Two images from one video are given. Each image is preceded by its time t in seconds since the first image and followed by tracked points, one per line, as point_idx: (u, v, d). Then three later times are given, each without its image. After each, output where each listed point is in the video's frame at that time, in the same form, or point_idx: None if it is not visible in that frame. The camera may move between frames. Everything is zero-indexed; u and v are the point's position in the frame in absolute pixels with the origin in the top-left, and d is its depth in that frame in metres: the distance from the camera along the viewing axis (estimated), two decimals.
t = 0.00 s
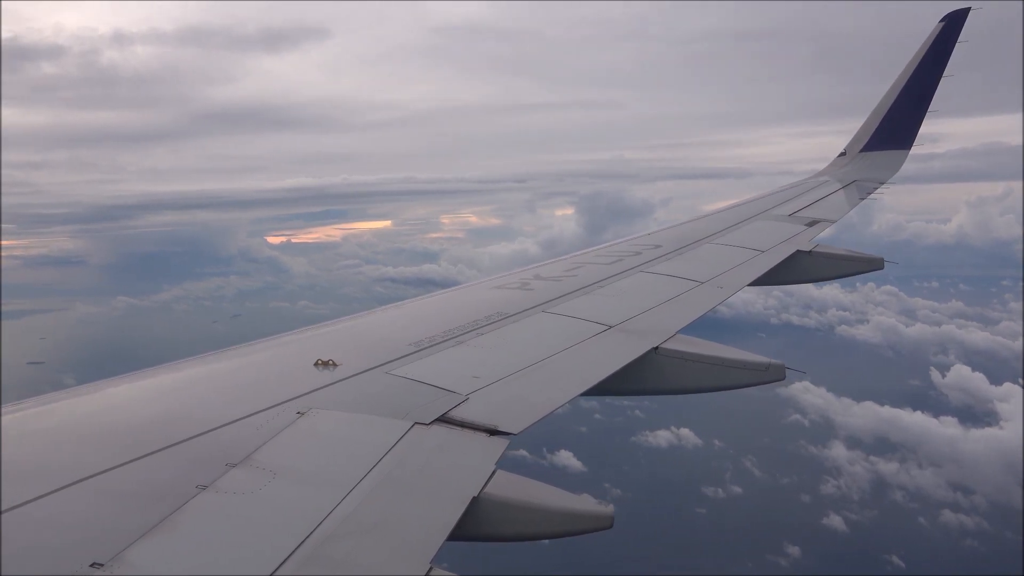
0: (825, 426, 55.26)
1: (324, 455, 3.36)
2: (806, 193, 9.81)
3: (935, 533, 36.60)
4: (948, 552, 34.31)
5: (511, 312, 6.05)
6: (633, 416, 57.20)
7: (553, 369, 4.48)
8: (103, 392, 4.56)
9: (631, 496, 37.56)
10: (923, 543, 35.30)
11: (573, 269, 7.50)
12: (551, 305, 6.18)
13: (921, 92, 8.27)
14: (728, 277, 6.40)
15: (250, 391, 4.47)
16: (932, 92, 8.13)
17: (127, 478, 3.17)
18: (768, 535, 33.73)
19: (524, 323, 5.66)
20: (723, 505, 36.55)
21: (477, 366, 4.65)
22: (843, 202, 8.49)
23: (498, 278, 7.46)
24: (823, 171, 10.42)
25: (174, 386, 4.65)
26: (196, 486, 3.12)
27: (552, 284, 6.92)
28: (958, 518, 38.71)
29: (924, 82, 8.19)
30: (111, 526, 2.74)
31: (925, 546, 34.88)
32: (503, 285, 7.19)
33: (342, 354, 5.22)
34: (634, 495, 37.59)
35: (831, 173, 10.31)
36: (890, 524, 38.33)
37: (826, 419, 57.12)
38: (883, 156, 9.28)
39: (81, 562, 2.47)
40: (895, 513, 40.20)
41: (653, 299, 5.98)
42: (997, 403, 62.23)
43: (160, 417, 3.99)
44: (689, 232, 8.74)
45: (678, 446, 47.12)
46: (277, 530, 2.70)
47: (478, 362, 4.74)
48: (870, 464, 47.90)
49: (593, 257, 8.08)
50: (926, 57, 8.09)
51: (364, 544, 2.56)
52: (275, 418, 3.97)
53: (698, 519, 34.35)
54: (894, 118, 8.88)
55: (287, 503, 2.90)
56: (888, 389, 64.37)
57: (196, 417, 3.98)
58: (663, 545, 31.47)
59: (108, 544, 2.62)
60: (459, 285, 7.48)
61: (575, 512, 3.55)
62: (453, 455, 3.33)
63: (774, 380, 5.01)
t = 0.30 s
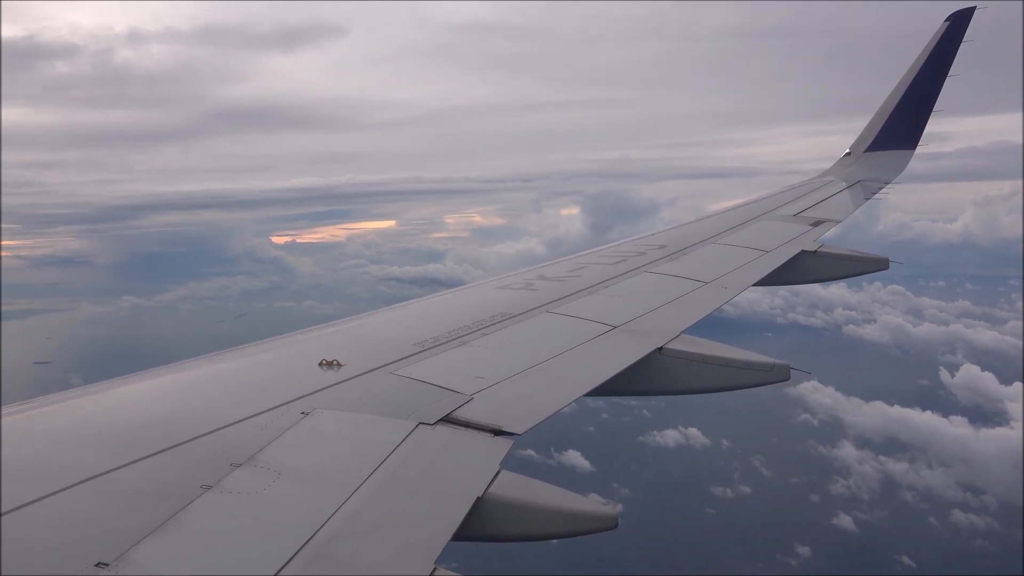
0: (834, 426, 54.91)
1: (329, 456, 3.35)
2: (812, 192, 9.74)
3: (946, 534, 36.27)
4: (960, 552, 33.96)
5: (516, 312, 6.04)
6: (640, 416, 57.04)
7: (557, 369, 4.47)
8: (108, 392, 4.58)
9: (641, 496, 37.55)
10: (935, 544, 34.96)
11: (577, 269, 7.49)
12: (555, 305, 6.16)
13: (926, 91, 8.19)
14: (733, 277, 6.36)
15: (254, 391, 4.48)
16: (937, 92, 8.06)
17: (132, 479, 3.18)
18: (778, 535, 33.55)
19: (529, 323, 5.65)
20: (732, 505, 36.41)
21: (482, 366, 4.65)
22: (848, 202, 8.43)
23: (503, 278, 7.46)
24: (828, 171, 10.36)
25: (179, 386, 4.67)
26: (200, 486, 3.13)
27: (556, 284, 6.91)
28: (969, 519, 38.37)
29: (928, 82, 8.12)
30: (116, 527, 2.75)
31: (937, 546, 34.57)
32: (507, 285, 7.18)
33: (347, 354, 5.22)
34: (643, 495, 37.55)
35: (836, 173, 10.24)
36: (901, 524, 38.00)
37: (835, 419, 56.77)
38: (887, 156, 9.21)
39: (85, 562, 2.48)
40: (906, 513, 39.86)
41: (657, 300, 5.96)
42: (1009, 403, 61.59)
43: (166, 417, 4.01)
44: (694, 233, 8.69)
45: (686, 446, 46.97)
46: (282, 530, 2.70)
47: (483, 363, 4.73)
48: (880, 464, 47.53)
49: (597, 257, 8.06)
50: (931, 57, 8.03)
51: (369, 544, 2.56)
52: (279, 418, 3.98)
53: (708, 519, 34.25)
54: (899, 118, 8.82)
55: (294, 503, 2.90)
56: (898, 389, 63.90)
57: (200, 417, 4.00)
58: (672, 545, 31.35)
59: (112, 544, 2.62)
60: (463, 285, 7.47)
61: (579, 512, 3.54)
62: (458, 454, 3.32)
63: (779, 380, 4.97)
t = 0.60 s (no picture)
0: (844, 427, 54.52)
1: (334, 456, 3.34)
2: (818, 192, 9.66)
3: (959, 535, 35.89)
4: (973, 554, 33.59)
5: (521, 312, 6.01)
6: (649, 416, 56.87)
7: (562, 370, 4.45)
8: (115, 391, 4.59)
9: (651, 496, 37.46)
10: (948, 545, 34.60)
11: (582, 270, 7.45)
12: (561, 305, 6.13)
13: (933, 90, 8.10)
14: (738, 278, 6.31)
15: (259, 390, 4.48)
16: (945, 92, 7.96)
17: (137, 478, 3.18)
18: (791, 536, 33.31)
19: (533, 323, 5.62)
20: (743, 505, 36.20)
21: (487, 366, 4.63)
22: (854, 202, 8.35)
23: (508, 278, 7.43)
24: (834, 171, 10.28)
25: (185, 385, 4.67)
26: (205, 485, 3.13)
27: (561, 284, 6.87)
28: (982, 521, 37.97)
29: (935, 82, 8.03)
30: (122, 525, 2.75)
31: (950, 547, 34.21)
32: (512, 285, 7.15)
33: (352, 354, 5.21)
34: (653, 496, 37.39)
35: (842, 173, 10.16)
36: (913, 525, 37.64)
37: (845, 420, 56.36)
38: (894, 155, 9.13)
39: (91, 561, 2.48)
40: (918, 514, 39.49)
41: (663, 300, 5.92)
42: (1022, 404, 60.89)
43: (172, 416, 4.01)
44: (700, 232, 8.63)
45: (695, 446, 46.77)
46: (287, 529, 2.69)
47: (488, 363, 4.71)
48: (891, 465, 47.13)
49: (602, 257, 8.01)
50: (938, 56, 7.93)
51: (374, 544, 2.54)
52: (284, 417, 3.97)
53: (719, 519, 34.09)
54: (906, 118, 8.73)
55: (299, 503, 2.90)
56: (909, 389, 63.35)
57: (204, 417, 3.99)
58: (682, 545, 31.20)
59: (117, 543, 2.63)
60: (468, 286, 7.44)
61: (585, 513, 3.51)
62: (463, 455, 3.31)
63: (784, 381, 4.93)
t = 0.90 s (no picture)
0: (854, 427, 54.11)
1: (339, 454, 3.33)
2: (824, 192, 9.57)
3: (971, 536, 35.51)
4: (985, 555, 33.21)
5: (526, 311, 5.99)
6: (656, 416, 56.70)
7: (567, 369, 4.43)
8: (123, 389, 4.62)
9: (659, 495, 37.43)
10: (959, 545, 34.24)
11: (587, 269, 7.42)
12: (565, 305, 6.10)
13: (940, 90, 8.00)
14: (743, 277, 6.26)
15: (264, 389, 4.49)
16: (951, 92, 7.87)
17: (141, 476, 3.18)
18: (801, 536, 33.11)
19: (538, 322, 5.59)
20: (752, 506, 36.01)
21: (491, 365, 4.62)
22: (860, 202, 8.28)
23: (512, 278, 7.41)
24: (840, 171, 10.20)
25: (190, 384, 4.68)
26: (210, 483, 3.14)
27: (565, 284, 6.85)
28: (993, 522, 37.56)
29: (942, 82, 7.93)
30: (128, 524, 2.75)
31: (961, 547, 33.88)
32: (516, 285, 7.13)
33: (357, 353, 5.21)
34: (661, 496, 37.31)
35: (848, 173, 10.08)
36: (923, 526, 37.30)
37: (855, 420, 55.93)
38: (901, 155, 9.03)
39: (96, 559, 2.49)
40: (929, 514, 39.11)
41: (668, 299, 5.89)
42: None
43: (177, 415, 4.02)
44: (705, 232, 8.59)
45: (703, 445, 46.59)
46: (291, 528, 2.69)
47: (492, 362, 4.70)
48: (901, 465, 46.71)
49: (607, 257, 7.98)
50: (945, 57, 7.84)
51: (379, 542, 2.53)
52: (289, 415, 3.98)
53: (728, 520, 33.94)
54: (913, 117, 8.63)
55: (304, 500, 2.89)
56: (920, 389, 62.74)
57: (210, 415, 4.00)
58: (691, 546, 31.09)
59: (122, 541, 2.63)
60: (473, 285, 7.42)
61: (589, 512, 3.48)
62: (468, 453, 3.29)
63: (789, 381, 4.88)
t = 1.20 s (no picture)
0: (863, 428, 53.70)
1: (344, 451, 3.32)
2: (830, 191, 9.48)
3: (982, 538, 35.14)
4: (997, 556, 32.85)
5: (531, 309, 5.97)
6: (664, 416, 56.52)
7: (572, 367, 4.40)
8: (130, 386, 4.64)
9: (668, 494, 37.42)
10: (971, 546, 33.88)
11: (591, 267, 7.38)
12: (570, 304, 6.07)
13: (946, 89, 7.89)
14: (749, 277, 6.21)
15: (269, 386, 4.49)
16: (958, 91, 7.76)
17: (145, 472, 3.18)
18: (810, 536, 32.90)
19: (543, 321, 5.57)
20: (761, 506, 35.82)
21: (496, 363, 4.60)
22: (866, 201, 8.19)
23: (517, 276, 7.38)
24: (845, 170, 10.10)
25: (196, 381, 4.69)
26: (214, 480, 3.13)
27: (570, 282, 6.82)
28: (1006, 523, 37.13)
29: (949, 81, 7.82)
30: (133, 520, 2.75)
31: (972, 548, 33.54)
32: (521, 283, 7.10)
33: (361, 351, 5.20)
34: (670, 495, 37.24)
35: (854, 172, 9.98)
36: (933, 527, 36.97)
37: (864, 421, 55.50)
38: (907, 154, 8.92)
39: (101, 556, 2.48)
40: (939, 515, 38.74)
41: (673, 298, 5.84)
42: None
43: (183, 412, 4.03)
44: (710, 231, 8.53)
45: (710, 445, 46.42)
46: (295, 525, 2.67)
47: (496, 360, 4.68)
48: (911, 466, 46.33)
49: (612, 255, 7.94)
50: (951, 56, 7.74)
51: (382, 540, 2.51)
52: (294, 413, 3.97)
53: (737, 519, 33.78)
54: (919, 116, 8.53)
55: (308, 497, 2.88)
56: (931, 390, 62.13)
57: (215, 412, 4.00)
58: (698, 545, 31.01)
59: (127, 539, 2.62)
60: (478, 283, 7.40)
61: (595, 511, 3.45)
62: (472, 450, 3.27)
63: (795, 380, 4.82)
